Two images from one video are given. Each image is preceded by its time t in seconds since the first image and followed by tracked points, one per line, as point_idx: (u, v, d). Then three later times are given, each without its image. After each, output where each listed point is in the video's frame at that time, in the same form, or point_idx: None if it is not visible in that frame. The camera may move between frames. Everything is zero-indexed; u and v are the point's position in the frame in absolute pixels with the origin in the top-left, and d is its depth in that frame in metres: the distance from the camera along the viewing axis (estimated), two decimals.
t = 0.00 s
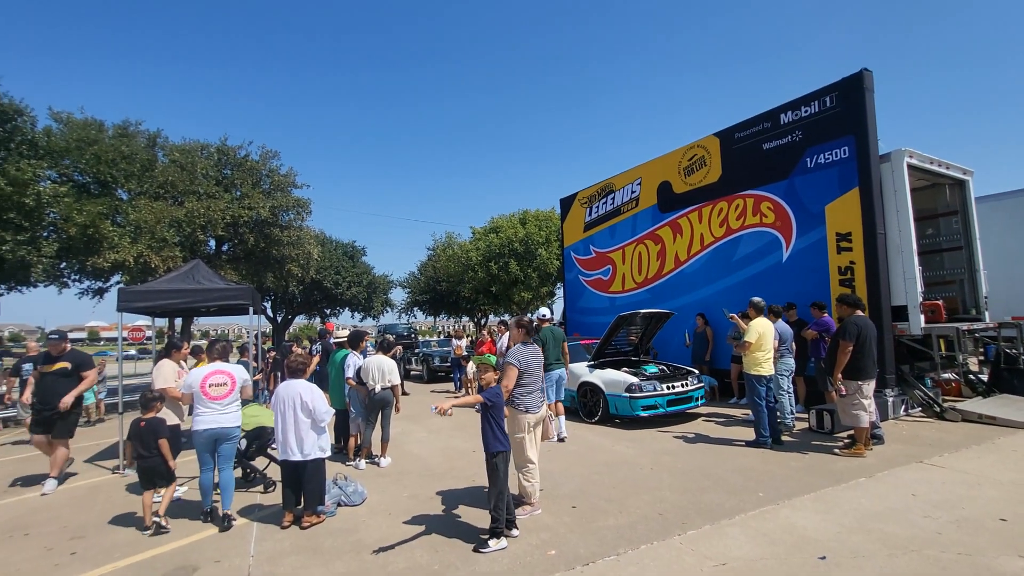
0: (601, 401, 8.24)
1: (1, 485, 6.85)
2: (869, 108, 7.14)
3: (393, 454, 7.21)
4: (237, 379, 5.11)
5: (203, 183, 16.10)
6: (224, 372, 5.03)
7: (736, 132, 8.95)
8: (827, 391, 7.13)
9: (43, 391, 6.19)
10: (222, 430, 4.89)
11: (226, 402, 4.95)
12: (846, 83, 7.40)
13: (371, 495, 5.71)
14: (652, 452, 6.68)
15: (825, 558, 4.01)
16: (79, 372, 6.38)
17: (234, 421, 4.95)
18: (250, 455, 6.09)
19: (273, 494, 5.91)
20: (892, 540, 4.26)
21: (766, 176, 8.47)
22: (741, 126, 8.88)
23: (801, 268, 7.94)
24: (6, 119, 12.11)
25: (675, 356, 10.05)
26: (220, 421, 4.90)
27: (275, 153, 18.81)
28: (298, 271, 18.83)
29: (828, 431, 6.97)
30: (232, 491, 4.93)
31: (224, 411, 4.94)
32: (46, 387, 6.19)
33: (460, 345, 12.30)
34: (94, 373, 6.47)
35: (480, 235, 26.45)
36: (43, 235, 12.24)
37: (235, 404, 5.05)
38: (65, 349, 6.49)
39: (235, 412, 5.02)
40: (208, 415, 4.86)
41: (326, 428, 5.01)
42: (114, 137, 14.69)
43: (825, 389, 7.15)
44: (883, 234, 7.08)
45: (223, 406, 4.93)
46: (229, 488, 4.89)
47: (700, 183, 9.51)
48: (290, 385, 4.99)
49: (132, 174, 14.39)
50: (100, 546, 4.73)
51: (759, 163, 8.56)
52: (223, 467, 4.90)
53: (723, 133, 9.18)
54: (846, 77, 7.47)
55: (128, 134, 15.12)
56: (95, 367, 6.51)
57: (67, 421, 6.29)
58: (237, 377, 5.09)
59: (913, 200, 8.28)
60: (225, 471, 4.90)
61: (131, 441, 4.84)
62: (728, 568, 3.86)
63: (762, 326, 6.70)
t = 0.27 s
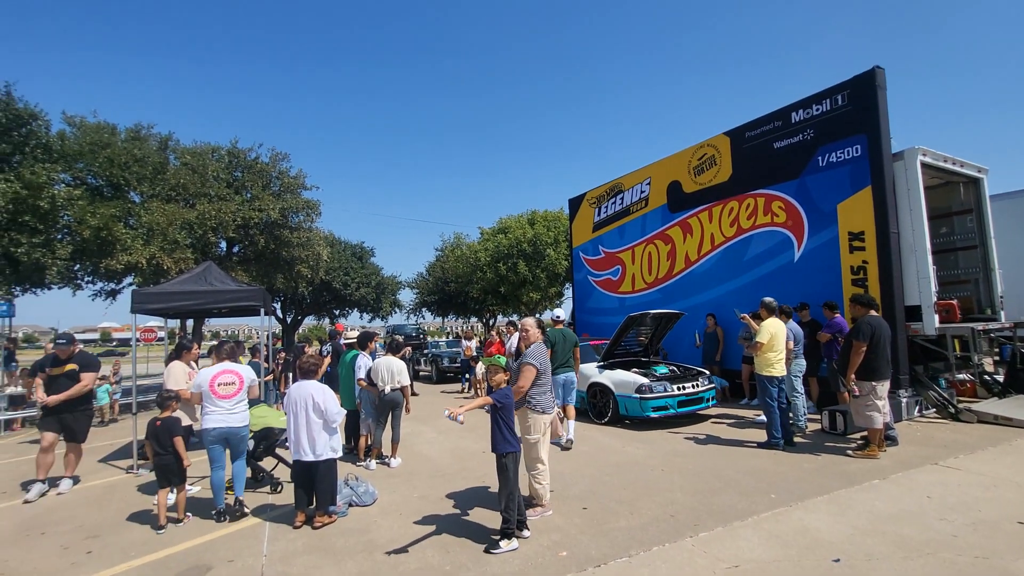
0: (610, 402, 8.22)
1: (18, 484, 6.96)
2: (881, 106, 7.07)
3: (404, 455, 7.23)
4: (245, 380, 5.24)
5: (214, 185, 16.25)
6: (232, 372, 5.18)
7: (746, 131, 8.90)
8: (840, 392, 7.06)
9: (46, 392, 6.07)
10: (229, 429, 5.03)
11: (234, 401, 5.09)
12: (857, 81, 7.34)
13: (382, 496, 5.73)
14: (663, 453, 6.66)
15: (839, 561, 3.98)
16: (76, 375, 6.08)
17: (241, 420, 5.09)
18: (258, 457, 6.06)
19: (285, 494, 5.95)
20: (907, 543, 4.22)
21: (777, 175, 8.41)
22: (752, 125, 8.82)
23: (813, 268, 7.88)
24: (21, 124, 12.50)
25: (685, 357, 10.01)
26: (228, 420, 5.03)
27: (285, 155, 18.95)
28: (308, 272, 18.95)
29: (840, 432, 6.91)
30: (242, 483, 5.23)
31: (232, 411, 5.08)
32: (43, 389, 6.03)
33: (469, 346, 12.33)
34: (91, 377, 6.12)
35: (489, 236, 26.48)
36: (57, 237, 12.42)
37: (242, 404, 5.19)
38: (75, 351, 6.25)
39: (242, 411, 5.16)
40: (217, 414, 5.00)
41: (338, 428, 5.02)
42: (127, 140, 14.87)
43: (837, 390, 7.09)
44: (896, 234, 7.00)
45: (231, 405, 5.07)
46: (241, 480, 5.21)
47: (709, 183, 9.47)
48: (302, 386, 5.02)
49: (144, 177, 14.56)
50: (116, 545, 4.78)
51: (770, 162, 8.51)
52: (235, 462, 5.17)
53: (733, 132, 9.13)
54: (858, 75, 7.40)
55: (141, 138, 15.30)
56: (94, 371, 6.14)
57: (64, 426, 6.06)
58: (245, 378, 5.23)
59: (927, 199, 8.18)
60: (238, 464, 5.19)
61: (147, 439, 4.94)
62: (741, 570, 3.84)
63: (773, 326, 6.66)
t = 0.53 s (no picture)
0: (615, 404, 8.20)
1: (26, 485, 7.01)
2: (888, 107, 7.04)
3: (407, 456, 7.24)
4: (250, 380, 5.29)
5: (220, 188, 16.34)
6: (237, 372, 5.24)
7: (751, 133, 8.88)
8: (846, 395, 7.02)
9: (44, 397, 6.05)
10: (233, 428, 5.07)
11: (238, 401, 5.14)
12: (863, 82, 7.31)
13: (386, 497, 5.74)
14: (667, 456, 6.64)
15: (845, 565, 3.95)
16: (76, 380, 6.06)
17: (246, 419, 5.13)
18: (259, 458, 6.05)
19: (289, 495, 5.96)
20: (914, 547, 4.18)
21: (782, 176, 8.38)
22: (756, 127, 8.81)
23: (818, 270, 7.84)
24: (31, 126, 12.65)
25: (689, 359, 9.98)
26: (233, 419, 5.07)
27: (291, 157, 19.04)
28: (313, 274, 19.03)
29: (847, 435, 6.86)
30: (240, 485, 5.31)
31: (237, 410, 5.12)
32: (43, 394, 5.99)
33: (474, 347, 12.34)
34: (92, 382, 6.14)
35: (493, 238, 26.49)
36: (66, 239, 12.53)
37: (247, 404, 5.23)
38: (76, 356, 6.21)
39: (247, 411, 5.20)
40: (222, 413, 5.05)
41: (343, 430, 5.02)
42: (135, 143, 14.99)
43: (844, 392, 7.04)
44: (903, 235, 6.96)
45: (236, 405, 5.12)
46: (238, 482, 5.30)
47: (714, 184, 9.44)
48: (306, 388, 5.03)
49: (151, 179, 14.66)
50: (122, 545, 4.80)
51: (775, 163, 8.48)
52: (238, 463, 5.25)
53: (738, 134, 9.10)
54: (864, 76, 7.36)
55: (148, 140, 15.41)
56: (94, 375, 6.15)
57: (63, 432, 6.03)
58: (249, 378, 5.29)
59: (934, 200, 8.12)
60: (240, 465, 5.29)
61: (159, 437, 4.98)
62: (746, 574, 3.82)
63: (777, 328, 6.63)
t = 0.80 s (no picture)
0: (613, 407, 8.18)
1: (25, 483, 7.02)
2: (888, 111, 7.03)
3: (405, 457, 7.24)
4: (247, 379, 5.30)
5: (223, 188, 16.38)
6: (235, 371, 5.26)
7: (751, 137, 8.88)
8: (845, 400, 6.99)
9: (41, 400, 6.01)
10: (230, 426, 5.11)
11: (235, 400, 5.16)
12: (863, 87, 7.30)
13: (382, 498, 5.73)
14: (665, 459, 6.62)
15: (842, 572, 3.92)
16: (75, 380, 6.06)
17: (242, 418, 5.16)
18: (253, 458, 6.08)
19: (286, 496, 5.95)
20: (912, 554, 4.16)
21: (782, 180, 8.36)
22: (757, 130, 8.80)
23: (818, 274, 7.82)
24: (36, 126, 12.72)
25: (689, 362, 9.95)
26: (230, 417, 5.11)
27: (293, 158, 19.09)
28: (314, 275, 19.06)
29: (846, 440, 6.83)
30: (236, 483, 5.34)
31: (234, 408, 5.15)
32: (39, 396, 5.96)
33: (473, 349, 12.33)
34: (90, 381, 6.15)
35: (494, 240, 26.51)
36: (69, 238, 12.60)
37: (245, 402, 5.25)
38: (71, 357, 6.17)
39: (245, 409, 5.22)
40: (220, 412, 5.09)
41: (340, 431, 4.99)
42: (139, 143, 15.05)
43: (843, 397, 7.01)
44: (903, 240, 6.94)
45: (233, 403, 5.14)
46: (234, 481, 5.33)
47: (714, 188, 9.43)
48: (303, 389, 5.03)
49: (155, 179, 14.73)
50: (118, 544, 4.80)
51: (775, 167, 8.47)
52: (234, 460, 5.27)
53: (738, 137, 9.10)
54: (865, 80, 7.35)
55: (152, 141, 15.47)
56: (93, 375, 6.17)
57: (66, 433, 6.01)
58: (247, 377, 5.29)
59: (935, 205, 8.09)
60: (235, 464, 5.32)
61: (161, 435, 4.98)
62: None
63: (771, 331, 6.63)
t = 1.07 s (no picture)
0: (598, 409, 8.22)
1: None
2: (867, 119, 7.15)
3: (389, 459, 7.22)
4: (224, 378, 5.22)
5: (207, 187, 16.21)
6: (210, 371, 5.18)
7: (735, 142, 8.98)
8: (825, 402, 7.09)
9: (20, 403, 5.86)
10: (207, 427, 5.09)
11: (211, 401, 5.10)
12: (844, 94, 7.42)
13: (365, 501, 5.71)
14: (648, 461, 6.66)
15: (819, 572, 3.98)
16: (57, 383, 5.93)
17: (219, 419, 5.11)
18: (230, 460, 6.01)
19: (267, 499, 5.90)
20: (887, 555, 4.23)
21: (765, 186, 8.46)
22: (740, 136, 8.90)
23: (799, 278, 7.92)
24: (15, 122, 12.46)
25: (673, 364, 10.03)
26: (207, 418, 5.09)
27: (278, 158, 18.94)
28: (300, 275, 18.94)
29: (825, 442, 6.93)
30: (218, 487, 5.35)
31: (211, 409, 5.11)
32: (17, 400, 5.81)
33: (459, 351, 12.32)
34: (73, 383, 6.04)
35: (481, 241, 26.51)
36: (49, 237, 12.39)
37: (222, 401, 5.20)
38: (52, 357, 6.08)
39: (222, 409, 5.18)
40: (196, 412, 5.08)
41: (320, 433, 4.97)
42: (121, 141, 14.84)
43: (823, 399, 7.10)
44: (881, 246, 7.06)
45: (209, 404, 5.10)
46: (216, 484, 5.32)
47: (699, 192, 9.53)
48: (286, 391, 5.02)
49: (137, 178, 14.53)
50: (94, 548, 4.73)
51: (758, 172, 8.57)
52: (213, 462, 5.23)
53: (722, 142, 9.20)
54: (845, 87, 7.47)
55: (135, 138, 15.26)
56: (76, 376, 6.07)
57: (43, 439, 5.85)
58: (223, 377, 5.21)
59: (913, 211, 8.26)
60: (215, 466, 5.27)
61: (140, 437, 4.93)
62: None
63: (748, 335, 6.75)
